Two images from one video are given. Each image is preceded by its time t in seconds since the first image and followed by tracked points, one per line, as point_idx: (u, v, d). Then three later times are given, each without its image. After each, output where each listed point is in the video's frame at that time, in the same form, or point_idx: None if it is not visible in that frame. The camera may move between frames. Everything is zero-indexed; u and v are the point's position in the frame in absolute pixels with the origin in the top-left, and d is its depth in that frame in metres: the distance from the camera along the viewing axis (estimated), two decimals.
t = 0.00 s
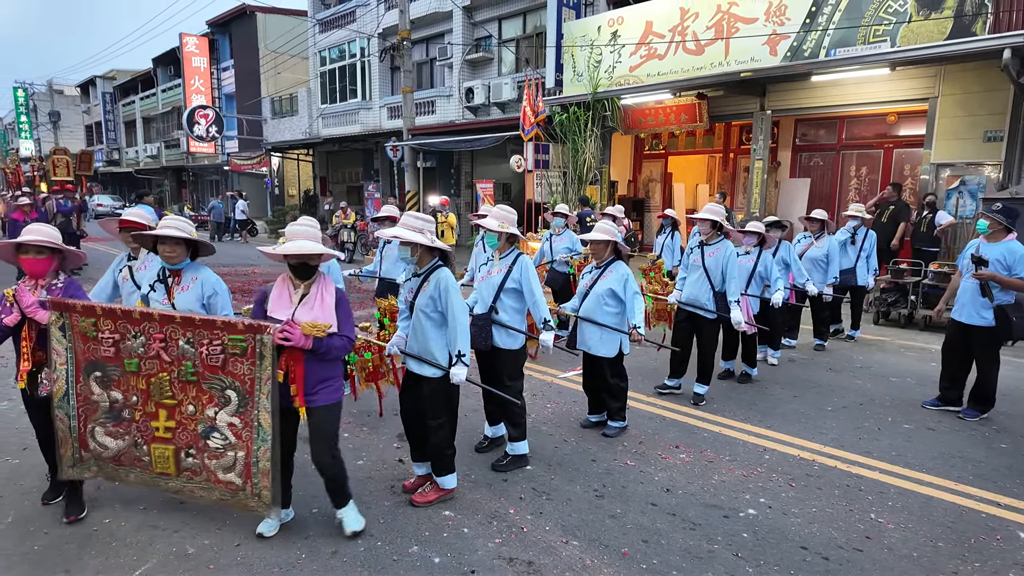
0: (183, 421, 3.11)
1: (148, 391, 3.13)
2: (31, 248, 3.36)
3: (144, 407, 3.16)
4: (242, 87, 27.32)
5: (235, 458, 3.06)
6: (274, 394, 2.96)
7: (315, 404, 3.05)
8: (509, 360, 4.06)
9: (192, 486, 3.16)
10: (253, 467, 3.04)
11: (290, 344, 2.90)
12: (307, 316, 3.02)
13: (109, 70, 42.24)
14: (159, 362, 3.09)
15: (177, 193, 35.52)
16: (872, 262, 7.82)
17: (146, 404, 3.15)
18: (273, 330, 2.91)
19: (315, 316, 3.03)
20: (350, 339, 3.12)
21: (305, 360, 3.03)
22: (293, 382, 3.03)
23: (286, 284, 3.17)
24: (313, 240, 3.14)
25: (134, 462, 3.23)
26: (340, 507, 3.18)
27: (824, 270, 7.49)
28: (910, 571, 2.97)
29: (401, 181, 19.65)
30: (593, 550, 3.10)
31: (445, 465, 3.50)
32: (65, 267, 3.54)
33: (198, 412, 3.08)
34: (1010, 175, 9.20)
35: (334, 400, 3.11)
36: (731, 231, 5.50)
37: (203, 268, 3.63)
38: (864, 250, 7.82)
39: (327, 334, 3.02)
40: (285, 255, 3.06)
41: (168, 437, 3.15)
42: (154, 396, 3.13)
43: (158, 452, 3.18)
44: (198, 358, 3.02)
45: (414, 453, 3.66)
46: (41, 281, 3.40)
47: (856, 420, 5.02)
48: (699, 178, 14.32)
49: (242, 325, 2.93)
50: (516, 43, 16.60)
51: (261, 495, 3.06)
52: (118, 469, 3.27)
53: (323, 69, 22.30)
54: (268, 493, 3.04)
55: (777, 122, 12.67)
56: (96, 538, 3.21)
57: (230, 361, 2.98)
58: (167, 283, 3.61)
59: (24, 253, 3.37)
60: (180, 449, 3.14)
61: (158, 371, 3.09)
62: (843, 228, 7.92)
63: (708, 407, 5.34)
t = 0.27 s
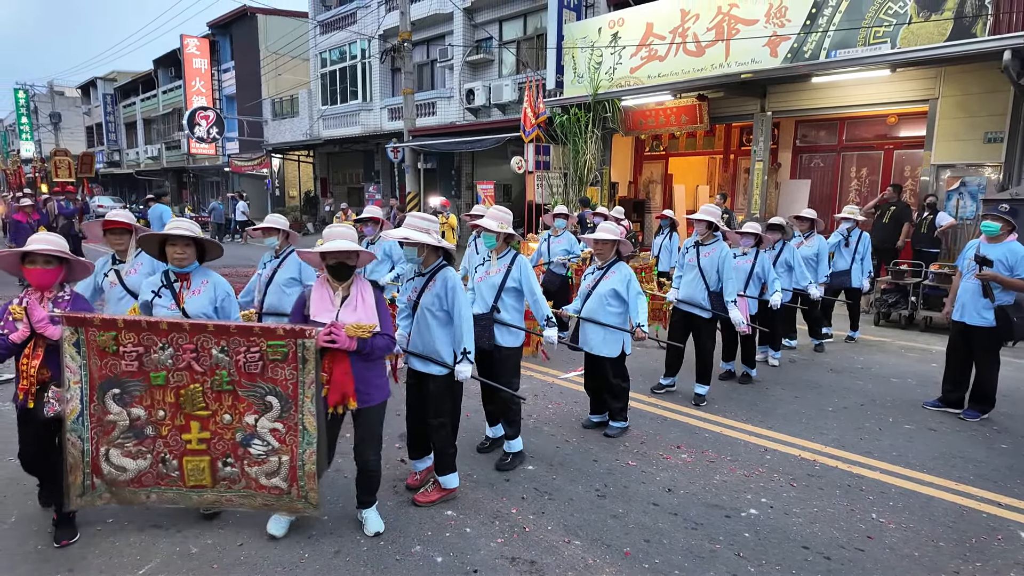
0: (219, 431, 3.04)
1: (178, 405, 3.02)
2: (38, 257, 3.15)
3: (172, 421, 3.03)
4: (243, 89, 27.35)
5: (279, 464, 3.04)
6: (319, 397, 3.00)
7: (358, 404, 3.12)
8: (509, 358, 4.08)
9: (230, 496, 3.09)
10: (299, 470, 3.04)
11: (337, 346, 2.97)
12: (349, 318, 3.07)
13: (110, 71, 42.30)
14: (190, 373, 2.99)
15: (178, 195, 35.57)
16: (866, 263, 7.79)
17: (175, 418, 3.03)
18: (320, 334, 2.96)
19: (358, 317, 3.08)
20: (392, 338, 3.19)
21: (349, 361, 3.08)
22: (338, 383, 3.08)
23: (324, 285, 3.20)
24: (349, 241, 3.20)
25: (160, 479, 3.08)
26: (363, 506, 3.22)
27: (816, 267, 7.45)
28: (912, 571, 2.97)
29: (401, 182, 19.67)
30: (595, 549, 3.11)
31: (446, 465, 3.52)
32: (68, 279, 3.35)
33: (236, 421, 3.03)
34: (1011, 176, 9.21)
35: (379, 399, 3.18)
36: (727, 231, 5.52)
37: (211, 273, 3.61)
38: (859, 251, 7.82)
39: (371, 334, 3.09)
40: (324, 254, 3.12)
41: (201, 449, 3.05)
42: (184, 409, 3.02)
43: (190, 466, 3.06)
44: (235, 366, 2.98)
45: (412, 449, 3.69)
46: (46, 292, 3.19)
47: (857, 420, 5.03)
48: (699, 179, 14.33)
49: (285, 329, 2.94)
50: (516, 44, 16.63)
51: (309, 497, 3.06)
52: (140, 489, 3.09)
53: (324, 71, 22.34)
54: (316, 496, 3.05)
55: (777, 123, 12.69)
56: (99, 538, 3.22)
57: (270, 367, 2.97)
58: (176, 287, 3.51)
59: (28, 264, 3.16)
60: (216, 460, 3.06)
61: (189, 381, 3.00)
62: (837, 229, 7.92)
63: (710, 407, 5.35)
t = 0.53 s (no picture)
0: (242, 435, 2.93)
1: (196, 410, 2.87)
2: (42, 257, 2.86)
3: (190, 428, 2.89)
4: (242, 89, 27.35)
5: (307, 468, 2.96)
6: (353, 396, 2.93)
7: (388, 404, 3.05)
8: (510, 354, 4.12)
9: (251, 503, 3.00)
10: (328, 474, 2.97)
11: (374, 344, 2.87)
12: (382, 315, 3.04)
13: (109, 71, 42.31)
14: (212, 376, 2.85)
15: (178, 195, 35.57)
16: (857, 261, 7.77)
17: (194, 424, 2.88)
18: (357, 331, 2.86)
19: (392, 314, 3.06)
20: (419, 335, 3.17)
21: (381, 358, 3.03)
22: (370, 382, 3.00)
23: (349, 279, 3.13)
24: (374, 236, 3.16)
25: (176, 489, 2.93)
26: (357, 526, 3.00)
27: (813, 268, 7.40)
28: (914, 570, 2.96)
29: (401, 183, 19.66)
30: (596, 549, 3.10)
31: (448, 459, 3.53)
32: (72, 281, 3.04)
33: (261, 424, 2.93)
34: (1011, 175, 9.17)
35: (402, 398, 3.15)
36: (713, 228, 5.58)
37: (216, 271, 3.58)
38: (850, 249, 7.81)
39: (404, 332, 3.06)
40: (354, 250, 3.09)
41: (223, 454, 2.93)
42: (204, 414, 2.88)
43: (210, 474, 2.94)
44: (262, 368, 2.86)
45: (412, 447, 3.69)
46: (48, 297, 2.90)
47: (858, 420, 5.02)
48: (699, 179, 14.33)
49: (319, 328, 2.84)
50: (516, 44, 16.63)
51: (338, 503, 2.98)
52: (150, 503, 2.93)
53: (324, 72, 22.34)
54: (345, 502, 2.97)
55: (777, 123, 12.69)
56: (98, 537, 3.21)
57: (300, 368, 2.88)
58: (191, 289, 3.43)
59: (30, 265, 2.86)
60: (238, 466, 2.96)
61: (211, 385, 2.85)
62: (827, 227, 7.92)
63: (710, 407, 5.34)
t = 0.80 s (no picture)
0: (264, 449, 2.81)
1: (217, 423, 2.76)
2: (41, 264, 2.80)
3: (209, 442, 2.76)
4: (241, 89, 27.33)
5: (336, 479, 2.88)
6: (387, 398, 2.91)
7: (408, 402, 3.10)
8: (507, 350, 4.18)
9: (275, 521, 2.87)
10: (360, 483, 2.90)
11: (406, 344, 2.96)
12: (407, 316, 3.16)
13: (108, 71, 42.29)
14: (233, 387, 2.75)
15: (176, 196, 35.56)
16: (848, 259, 7.75)
17: (213, 438, 2.76)
18: (391, 333, 2.92)
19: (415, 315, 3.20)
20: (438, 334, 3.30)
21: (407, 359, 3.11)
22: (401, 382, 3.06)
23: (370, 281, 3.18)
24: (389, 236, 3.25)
25: (195, 509, 2.78)
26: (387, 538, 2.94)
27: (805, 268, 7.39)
28: (909, 568, 2.97)
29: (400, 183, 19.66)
30: (591, 546, 3.10)
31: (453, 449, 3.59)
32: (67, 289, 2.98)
33: (285, 436, 2.83)
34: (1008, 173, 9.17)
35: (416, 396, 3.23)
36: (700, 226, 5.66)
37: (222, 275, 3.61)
38: (840, 247, 7.82)
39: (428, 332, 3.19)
40: (373, 253, 3.17)
41: (244, 471, 2.80)
42: (225, 427, 2.77)
43: (230, 491, 2.80)
44: (287, 375, 2.79)
45: (410, 445, 3.69)
46: (47, 304, 2.84)
47: (855, 418, 5.03)
48: (698, 179, 14.34)
49: (351, 330, 2.85)
50: (515, 44, 16.63)
51: (371, 512, 2.91)
52: (167, 524, 2.78)
53: (322, 71, 22.32)
54: (379, 509, 2.92)
55: (775, 123, 12.70)
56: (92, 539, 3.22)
57: (328, 373, 2.82)
58: (202, 292, 3.46)
59: (27, 273, 2.79)
60: (261, 482, 2.82)
61: (232, 396, 2.76)
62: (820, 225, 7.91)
63: (707, 405, 5.35)
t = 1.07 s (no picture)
0: (295, 467, 2.63)
1: (246, 439, 2.56)
2: (67, 276, 2.66)
3: (237, 460, 2.56)
4: (238, 90, 27.36)
5: (369, 494, 2.75)
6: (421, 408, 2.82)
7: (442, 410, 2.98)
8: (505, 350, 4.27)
9: (306, 544, 2.69)
10: (395, 497, 2.78)
11: (444, 353, 2.81)
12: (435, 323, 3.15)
13: (105, 72, 42.28)
14: (264, 400, 2.56)
15: (174, 197, 35.58)
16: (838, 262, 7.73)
17: (242, 456, 2.56)
18: (429, 341, 2.78)
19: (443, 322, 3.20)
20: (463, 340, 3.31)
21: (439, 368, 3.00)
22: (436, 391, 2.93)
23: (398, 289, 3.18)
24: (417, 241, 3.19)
25: (220, 532, 2.57)
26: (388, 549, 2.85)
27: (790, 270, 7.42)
28: (896, 565, 3.02)
29: (398, 184, 19.71)
30: (585, 545, 3.16)
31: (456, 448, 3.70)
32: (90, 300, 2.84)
33: (318, 452, 2.66)
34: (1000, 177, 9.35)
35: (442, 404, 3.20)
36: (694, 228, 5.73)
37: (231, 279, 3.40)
38: (830, 249, 7.75)
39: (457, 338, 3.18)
40: (402, 262, 3.15)
41: (273, 490, 2.62)
42: (254, 443, 2.57)
43: (260, 513, 2.61)
44: (321, 387, 2.62)
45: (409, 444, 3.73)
46: (68, 319, 2.69)
47: (847, 418, 5.09)
48: (694, 180, 14.41)
49: (388, 338, 2.71)
50: (512, 46, 16.69)
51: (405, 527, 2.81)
52: (190, 550, 2.56)
53: (320, 72, 22.36)
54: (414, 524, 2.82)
55: (771, 125, 12.77)
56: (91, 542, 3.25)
57: (363, 384, 2.69)
58: (213, 301, 3.26)
59: (52, 284, 2.64)
60: (290, 502, 2.64)
61: (263, 411, 2.56)
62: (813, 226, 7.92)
63: (701, 406, 5.41)
